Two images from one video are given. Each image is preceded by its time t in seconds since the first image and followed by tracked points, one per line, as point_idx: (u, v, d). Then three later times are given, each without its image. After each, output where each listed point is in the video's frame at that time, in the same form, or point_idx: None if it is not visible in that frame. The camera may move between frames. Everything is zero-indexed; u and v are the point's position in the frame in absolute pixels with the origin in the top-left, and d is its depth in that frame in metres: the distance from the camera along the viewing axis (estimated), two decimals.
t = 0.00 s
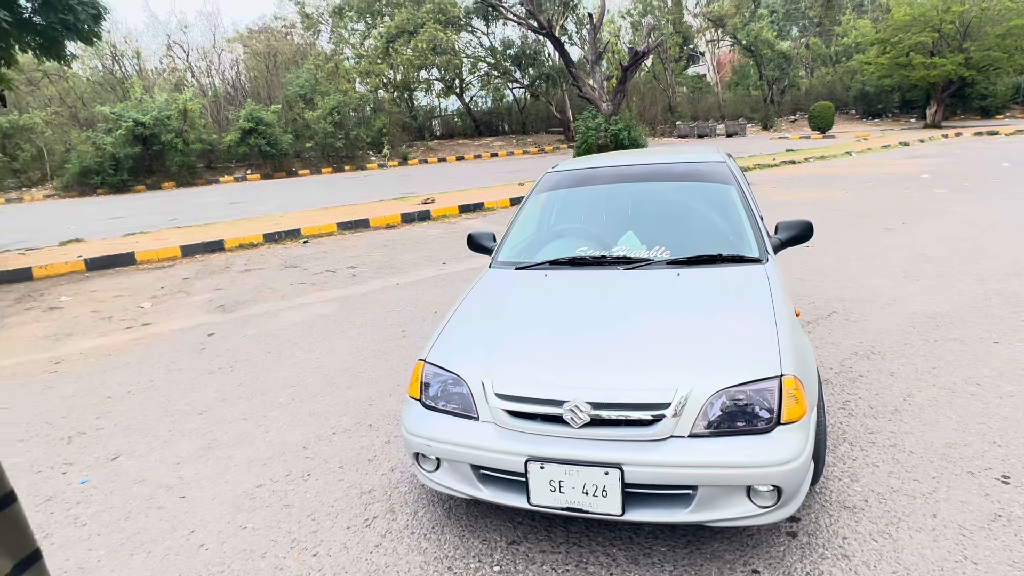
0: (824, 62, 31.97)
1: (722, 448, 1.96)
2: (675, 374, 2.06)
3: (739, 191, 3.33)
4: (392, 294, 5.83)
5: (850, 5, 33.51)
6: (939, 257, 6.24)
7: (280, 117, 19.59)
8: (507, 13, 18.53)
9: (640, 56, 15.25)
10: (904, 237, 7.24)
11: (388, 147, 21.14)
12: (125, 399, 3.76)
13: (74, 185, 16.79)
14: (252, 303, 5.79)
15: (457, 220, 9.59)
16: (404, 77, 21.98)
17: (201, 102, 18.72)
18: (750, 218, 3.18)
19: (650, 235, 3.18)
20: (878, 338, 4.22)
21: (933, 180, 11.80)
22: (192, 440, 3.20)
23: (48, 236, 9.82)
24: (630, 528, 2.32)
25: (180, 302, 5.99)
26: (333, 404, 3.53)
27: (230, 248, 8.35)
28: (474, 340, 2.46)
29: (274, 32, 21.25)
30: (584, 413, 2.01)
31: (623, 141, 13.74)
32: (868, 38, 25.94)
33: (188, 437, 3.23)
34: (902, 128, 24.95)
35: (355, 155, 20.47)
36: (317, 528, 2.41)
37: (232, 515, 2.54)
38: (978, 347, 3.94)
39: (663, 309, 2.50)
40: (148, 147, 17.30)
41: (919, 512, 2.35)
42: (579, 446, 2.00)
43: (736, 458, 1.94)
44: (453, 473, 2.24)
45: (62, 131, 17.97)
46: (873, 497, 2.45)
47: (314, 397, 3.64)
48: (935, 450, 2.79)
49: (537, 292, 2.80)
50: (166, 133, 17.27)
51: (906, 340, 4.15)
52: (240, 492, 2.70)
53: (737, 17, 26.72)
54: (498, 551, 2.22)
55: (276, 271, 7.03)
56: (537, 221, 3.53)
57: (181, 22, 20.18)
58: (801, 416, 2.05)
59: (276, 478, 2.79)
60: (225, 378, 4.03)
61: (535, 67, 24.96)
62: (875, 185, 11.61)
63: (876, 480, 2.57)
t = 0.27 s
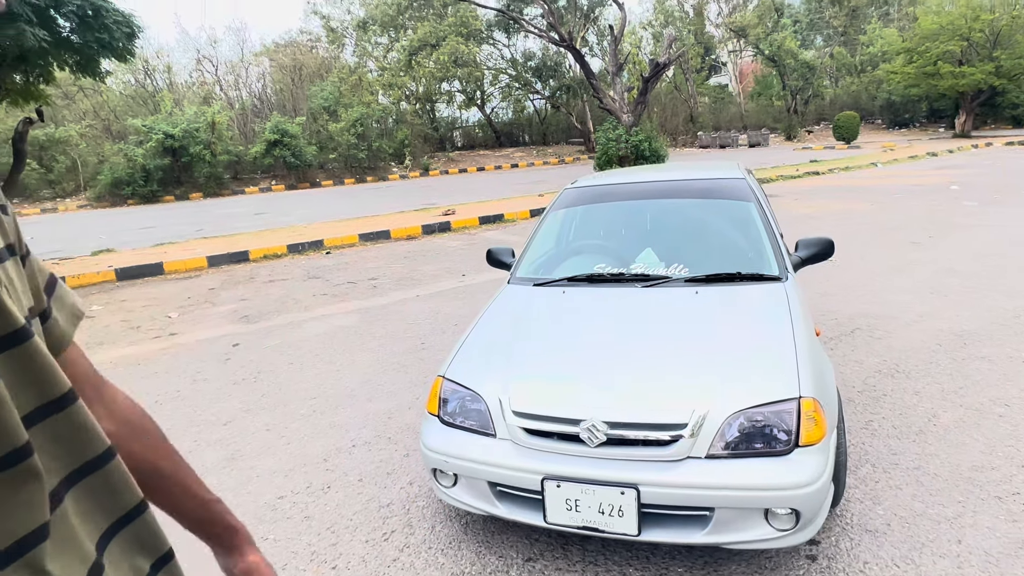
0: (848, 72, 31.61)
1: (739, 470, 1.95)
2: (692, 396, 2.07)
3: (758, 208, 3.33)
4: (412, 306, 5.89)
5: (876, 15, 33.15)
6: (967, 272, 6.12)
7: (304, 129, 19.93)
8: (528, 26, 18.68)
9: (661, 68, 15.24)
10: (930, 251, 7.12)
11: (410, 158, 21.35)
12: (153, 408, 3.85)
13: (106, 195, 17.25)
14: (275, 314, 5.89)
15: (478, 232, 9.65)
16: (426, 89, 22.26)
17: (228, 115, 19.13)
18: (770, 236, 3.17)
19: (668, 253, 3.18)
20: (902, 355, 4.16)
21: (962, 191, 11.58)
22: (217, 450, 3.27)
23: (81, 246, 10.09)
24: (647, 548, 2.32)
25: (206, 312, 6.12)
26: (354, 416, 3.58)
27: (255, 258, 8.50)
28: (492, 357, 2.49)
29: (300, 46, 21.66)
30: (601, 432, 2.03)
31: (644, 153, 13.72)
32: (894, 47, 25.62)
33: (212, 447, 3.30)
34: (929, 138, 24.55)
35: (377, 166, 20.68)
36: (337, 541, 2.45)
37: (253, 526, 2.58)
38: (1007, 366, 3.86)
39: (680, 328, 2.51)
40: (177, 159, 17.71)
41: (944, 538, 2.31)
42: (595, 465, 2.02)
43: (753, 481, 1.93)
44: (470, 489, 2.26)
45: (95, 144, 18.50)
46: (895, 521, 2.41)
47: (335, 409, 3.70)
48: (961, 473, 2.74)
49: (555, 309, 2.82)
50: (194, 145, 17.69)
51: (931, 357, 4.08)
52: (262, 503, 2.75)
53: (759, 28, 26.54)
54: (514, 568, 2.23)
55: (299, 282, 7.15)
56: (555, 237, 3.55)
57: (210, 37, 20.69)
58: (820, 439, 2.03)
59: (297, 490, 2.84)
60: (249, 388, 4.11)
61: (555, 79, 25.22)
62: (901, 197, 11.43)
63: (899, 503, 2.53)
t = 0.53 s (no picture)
0: (879, 81, 31.13)
1: (750, 485, 1.96)
2: (704, 411, 2.09)
3: (776, 222, 3.32)
4: (434, 316, 5.97)
5: (907, 22, 32.61)
6: (998, 286, 5.98)
7: (332, 140, 20.30)
8: (552, 38, 18.84)
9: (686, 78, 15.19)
10: (961, 265, 6.98)
11: (435, 168, 21.61)
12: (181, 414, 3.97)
13: (141, 206, 17.78)
14: (300, 323, 6.02)
15: (500, 243, 9.73)
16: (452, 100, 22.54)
17: (259, 127, 19.59)
18: (787, 251, 3.17)
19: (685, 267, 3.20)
20: (928, 371, 4.09)
21: (996, 203, 11.31)
22: (241, 455, 3.36)
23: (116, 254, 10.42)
24: (659, 562, 2.32)
25: (234, 320, 6.27)
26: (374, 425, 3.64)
27: (282, 268, 8.68)
28: (507, 369, 2.54)
29: (329, 59, 22.10)
30: (612, 446, 2.05)
31: (669, 163, 13.68)
32: (926, 55, 25.18)
33: (237, 453, 3.40)
34: (963, 147, 24.01)
35: (403, 176, 20.94)
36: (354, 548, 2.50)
37: (275, 531, 2.66)
38: None
39: (694, 342, 2.52)
40: (210, 170, 18.19)
41: (963, 559, 2.28)
42: (607, 478, 2.04)
43: (763, 496, 1.94)
44: (484, 499, 2.30)
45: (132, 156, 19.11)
46: (912, 541, 2.39)
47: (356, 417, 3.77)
48: (984, 493, 2.68)
49: (570, 322, 2.85)
50: (226, 156, 18.15)
51: (957, 374, 4.01)
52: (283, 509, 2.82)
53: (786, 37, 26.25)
54: None
55: (324, 291, 7.29)
56: (573, 250, 3.59)
57: (243, 51, 21.24)
58: (832, 456, 2.03)
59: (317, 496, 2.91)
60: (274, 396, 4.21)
61: (579, 89, 25.39)
62: (932, 208, 11.20)
63: (918, 522, 2.49)
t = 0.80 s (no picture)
0: (912, 86, 30.45)
1: (752, 495, 1.97)
2: (707, 420, 2.11)
3: (789, 232, 3.33)
4: (453, 322, 6.04)
5: (943, 25, 31.84)
6: None
7: (359, 148, 20.62)
8: (577, 46, 18.88)
9: (712, 84, 15.06)
10: (992, 274, 6.81)
11: (459, 176, 21.79)
12: (206, 416, 4.10)
13: (175, 212, 18.30)
14: (323, 328, 6.15)
15: (522, 250, 9.77)
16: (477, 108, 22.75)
17: (289, 135, 20.02)
18: (800, 261, 3.17)
19: (696, 276, 3.22)
20: (950, 384, 4.01)
21: None
22: (261, 457, 3.46)
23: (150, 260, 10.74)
24: (664, 570, 2.34)
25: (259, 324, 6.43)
26: (390, 429, 3.72)
27: (308, 274, 8.86)
28: (517, 375, 2.60)
29: (357, 68, 22.48)
30: (615, 453, 2.08)
31: (693, 170, 13.58)
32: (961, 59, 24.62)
33: (257, 454, 3.50)
34: (1001, 153, 23.38)
35: (428, 183, 21.15)
36: (365, 549, 2.57)
37: (291, 531, 2.74)
38: None
39: (701, 352, 2.54)
40: (240, 177, 18.63)
41: None
42: (609, 484, 2.07)
43: (764, 507, 1.95)
44: (491, 504, 2.34)
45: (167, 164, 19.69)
46: (923, 555, 2.36)
47: (372, 422, 3.85)
48: (1002, 509, 2.64)
49: (579, 331, 2.89)
50: (256, 164, 18.59)
51: (980, 387, 3.93)
52: (299, 510, 2.90)
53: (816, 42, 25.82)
54: None
55: (347, 297, 7.42)
56: (586, 258, 3.63)
57: (274, 62, 21.75)
58: (836, 467, 2.04)
59: (332, 498, 2.98)
60: (295, 399, 4.32)
61: (604, 96, 25.39)
62: (966, 216, 10.93)
63: (930, 537, 2.46)
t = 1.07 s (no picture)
0: (944, 86, 29.80)
1: (754, 493, 2.01)
2: (711, 420, 2.15)
3: (801, 235, 3.34)
4: (471, 324, 6.13)
5: (976, 24, 31.10)
6: None
7: (382, 151, 20.88)
8: (599, 49, 18.91)
9: (735, 86, 14.94)
10: (1019, 279, 6.67)
11: (481, 179, 21.93)
12: (229, 412, 4.24)
13: (203, 215, 18.76)
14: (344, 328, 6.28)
15: (541, 253, 9.82)
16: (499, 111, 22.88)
17: (313, 139, 20.35)
18: (811, 264, 3.20)
19: (707, 278, 3.26)
20: (969, 390, 3.96)
21: None
22: (281, 452, 3.57)
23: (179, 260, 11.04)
24: (668, 568, 2.37)
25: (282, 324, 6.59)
26: (405, 427, 3.81)
27: (330, 275, 9.03)
28: (526, 374, 2.66)
29: (381, 73, 22.76)
30: (620, 451, 2.13)
31: (715, 172, 13.50)
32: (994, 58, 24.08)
33: (277, 450, 3.61)
34: None
35: (450, 186, 21.32)
36: (378, 542, 2.65)
37: (307, 522, 2.83)
38: None
39: (708, 353, 2.58)
40: (266, 180, 19.01)
41: None
42: (614, 481, 2.12)
43: (766, 504, 1.98)
44: (500, 500, 2.40)
45: (196, 167, 20.19)
46: (931, 559, 2.36)
47: (389, 420, 3.94)
48: (1013, 515, 2.62)
49: (589, 332, 2.95)
50: (282, 167, 18.95)
51: (1001, 393, 3.88)
52: (316, 503, 3.00)
53: (845, 42, 25.08)
54: None
55: (368, 297, 7.56)
56: (598, 260, 3.68)
57: (300, 67, 22.15)
58: (838, 468, 2.06)
59: (348, 492, 3.07)
60: (315, 396, 4.44)
61: (626, 99, 25.57)
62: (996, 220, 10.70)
63: (939, 541, 2.46)
